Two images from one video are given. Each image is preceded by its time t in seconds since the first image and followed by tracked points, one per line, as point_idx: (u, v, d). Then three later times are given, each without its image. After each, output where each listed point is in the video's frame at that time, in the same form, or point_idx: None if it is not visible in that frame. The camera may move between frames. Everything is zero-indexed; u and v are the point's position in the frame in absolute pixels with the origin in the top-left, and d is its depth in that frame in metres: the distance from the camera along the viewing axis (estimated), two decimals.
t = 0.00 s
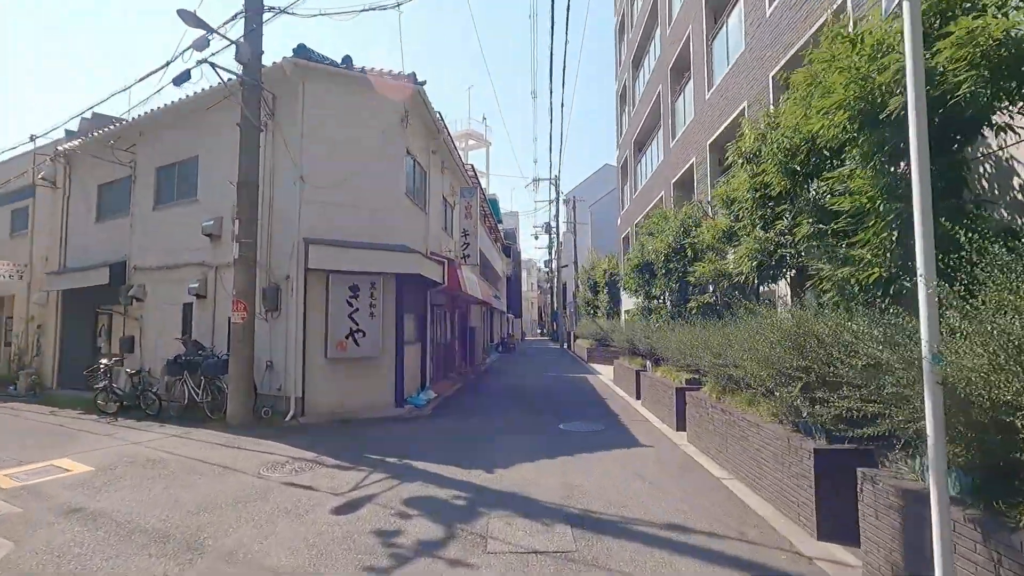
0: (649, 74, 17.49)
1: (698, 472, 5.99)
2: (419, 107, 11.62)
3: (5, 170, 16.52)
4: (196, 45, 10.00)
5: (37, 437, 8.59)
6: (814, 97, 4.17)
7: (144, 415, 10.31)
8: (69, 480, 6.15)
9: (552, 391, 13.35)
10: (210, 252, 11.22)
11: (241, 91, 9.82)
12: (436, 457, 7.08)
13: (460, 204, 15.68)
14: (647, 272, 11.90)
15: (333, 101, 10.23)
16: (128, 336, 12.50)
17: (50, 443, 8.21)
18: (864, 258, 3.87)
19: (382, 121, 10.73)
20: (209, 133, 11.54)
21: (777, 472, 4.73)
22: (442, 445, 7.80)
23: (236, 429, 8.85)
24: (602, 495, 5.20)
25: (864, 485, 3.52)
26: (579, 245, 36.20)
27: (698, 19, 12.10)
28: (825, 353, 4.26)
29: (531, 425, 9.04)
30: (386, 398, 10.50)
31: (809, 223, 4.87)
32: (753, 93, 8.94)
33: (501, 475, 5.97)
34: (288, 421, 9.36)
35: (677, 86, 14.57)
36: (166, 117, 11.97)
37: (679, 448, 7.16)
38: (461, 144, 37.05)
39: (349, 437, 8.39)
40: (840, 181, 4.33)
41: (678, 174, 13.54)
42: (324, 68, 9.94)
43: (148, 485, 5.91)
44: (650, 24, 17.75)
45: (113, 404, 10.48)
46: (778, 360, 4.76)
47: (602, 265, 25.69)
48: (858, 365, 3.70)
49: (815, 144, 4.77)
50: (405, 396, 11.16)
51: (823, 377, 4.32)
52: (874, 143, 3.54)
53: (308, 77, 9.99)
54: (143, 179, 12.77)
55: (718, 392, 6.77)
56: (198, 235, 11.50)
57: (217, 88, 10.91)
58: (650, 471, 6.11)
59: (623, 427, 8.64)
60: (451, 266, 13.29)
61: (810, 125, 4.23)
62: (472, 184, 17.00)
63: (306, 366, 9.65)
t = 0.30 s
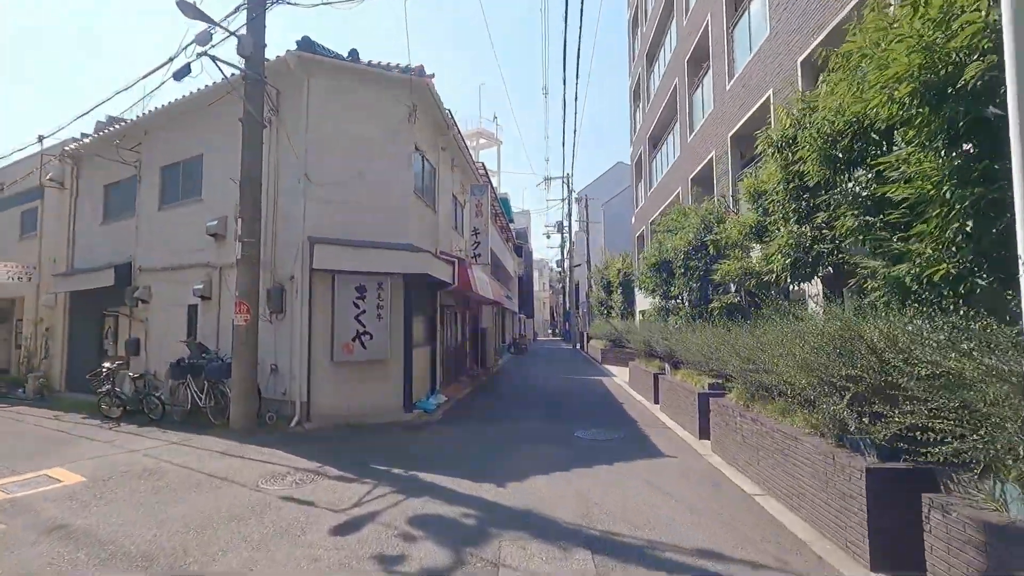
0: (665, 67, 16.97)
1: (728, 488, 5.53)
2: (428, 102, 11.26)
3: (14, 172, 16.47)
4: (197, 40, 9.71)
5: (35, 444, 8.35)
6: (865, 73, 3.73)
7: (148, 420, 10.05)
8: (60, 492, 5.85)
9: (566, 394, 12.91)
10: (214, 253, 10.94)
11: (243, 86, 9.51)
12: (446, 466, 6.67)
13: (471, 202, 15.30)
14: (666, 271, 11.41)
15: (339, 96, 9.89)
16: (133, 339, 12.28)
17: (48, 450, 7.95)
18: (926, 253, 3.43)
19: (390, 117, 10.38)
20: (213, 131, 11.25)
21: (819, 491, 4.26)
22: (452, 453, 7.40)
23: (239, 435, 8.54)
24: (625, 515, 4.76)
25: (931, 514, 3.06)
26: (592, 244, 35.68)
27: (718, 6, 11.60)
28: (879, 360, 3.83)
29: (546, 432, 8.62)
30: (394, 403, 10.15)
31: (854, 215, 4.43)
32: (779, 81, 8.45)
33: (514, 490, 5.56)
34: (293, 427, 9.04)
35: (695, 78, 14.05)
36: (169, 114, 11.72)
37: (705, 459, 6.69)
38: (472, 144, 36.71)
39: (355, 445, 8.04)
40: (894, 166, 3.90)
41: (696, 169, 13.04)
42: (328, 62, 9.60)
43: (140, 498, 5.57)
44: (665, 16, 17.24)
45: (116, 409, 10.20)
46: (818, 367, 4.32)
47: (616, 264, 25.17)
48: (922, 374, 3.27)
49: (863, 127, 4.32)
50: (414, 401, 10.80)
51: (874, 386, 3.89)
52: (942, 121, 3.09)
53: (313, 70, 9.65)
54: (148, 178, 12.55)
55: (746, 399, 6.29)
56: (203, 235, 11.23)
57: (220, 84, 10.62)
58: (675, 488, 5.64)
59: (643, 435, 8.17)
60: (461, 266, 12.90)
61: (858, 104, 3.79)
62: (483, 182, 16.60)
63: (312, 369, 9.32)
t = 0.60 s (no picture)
0: (679, 58, 16.51)
1: (755, 499, 5.10)
2: (434, 93, 10.93)
3: (22, 169, 16.41)
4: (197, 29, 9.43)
5: (31, 443, 8.13)
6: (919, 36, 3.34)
7: (148, 419, 9.80)
8: (47, 496, 5.59)
9: (577, 394, 12.51)
10: (216, 248, 10.68)
11: (244, 76, 9.21)
12: (451, 470, 6.32)
13: (479, 197, 14.95)
14: (681, 267, 10.98)
15: (342, 86, 9.57)
16: (137, 336, 12.08)
17: (43, 450, 7.72)
18: (992, 239, 3.02)
19: (396, 108, 10.06)
20: (215, 123, 10.98)
21: (861, 507, 3.85)
22: (458, 456, 7.04)
23: (239, 436, 8.26)
24: (644, 529, 4.37)
25: (1002, 538, 2.67)
26: (604, 241, 35.21)
27: None
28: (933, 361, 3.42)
29: (557, 434, 8.24)
30: (400, 403, 9.83)
31: (901, 200, 4.01)
32: (805, 65, 8.00)
33: (522, 498, 5.19)
34: (295, 427, 8.74)
35: (711, 68, 13.57)
36: (172, 108, 11.49)
37: (727, 466, 6.27)
38: (482, 141, 36.39)
39: (358, 446, 7.71)
40: (951, 143, 3.48)
41: (713, 162, 12.58)
42: (331, 50, 9.29)
43: (128, 504, 5.29)
44: (679, 6, 16.77)
45: (117, 408, 9.95)
46: (858, 368, 3.92)
47: (628, 262, 24.69)
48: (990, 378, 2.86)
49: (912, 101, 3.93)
50: (420, 401, 10.47)
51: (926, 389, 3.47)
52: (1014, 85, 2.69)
53: (315, 60, 9.34)
54: (151, 173, 12.34)
55: (772, 402, 5.87)
56: (205, 231, 10.98)
57: (222, 75, 10.35)
58: (697, 497, 5.23)
59: (659, 439, 7.76)
60: (470, 262, 12.54)
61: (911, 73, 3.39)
62: (492, 177, 16.24)
63: (314, 368, 9.02)
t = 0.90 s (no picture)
0: (690, 53, 16.10)
1: (780, 517, 4.73)
2: (438, 88, 10.64)
3: (26, 168, 16.29)
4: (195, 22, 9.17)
5: (23, 447, 7.90)
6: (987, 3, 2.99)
7: (146, 423, 9.56)
8: (28, 507, 5.32)
9: (586, 398, 12.13)
10: (215, 247, 10.42)
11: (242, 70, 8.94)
12: (453, 479, 5.98)
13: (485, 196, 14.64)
14: (694, 267, 10.60)
15: (343, 80, 9.29)
16: (137, 337, 11.87)
17: (35, 455, 7.50)
18: None
19: (399, 103, 9.79)
20: (215, 120, 10.73)
21: (906, 533, 3.46)
22: (461, 463, 6.70)
23: (236, 441, 7.98)
24: (661, 551, 4.01)
25: None
26: (613, 241, 34.79)
27: None
28: (990, 371, 3.06)
29: (565, 440, 7.89)
30: (403, 407, 9.51)
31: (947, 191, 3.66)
32: (828, 54, 7.62)
33: (528, 514, 4.84)
34: (294, 432, 8.46)
35: (724, 62, 13.14)
36: (172, 104, 11.27)
37: (746, 478, 5.89)
38: (489, 141, 36.04)
39: (357, 452, 7.41)
40: (1010, 126, 3.11)
41: (726, 158, 12.19)
42: (333, 43, 9.01)
43: (111, 516, 5.01)
44: None
45: (116, 409, 9.77)
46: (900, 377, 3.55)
47: (638, 262, 24.25)
48: None
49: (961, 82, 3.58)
50: (424, 404, 10.15)
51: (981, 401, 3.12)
52: None
53: (316, 53, 9.06)
54: (152, 172, 12.12)
55: (796, 412, 5.47)
56: (204, 229, 10.73)
57: (221, 71, 10.10)
58: (716, 514, 4.86)
59: (672, 447, 7.38)
60: (475, 262, 12.21)
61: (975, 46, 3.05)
62: (498, 176, 15.92)
63: (313, 371, 8.73)
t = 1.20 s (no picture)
0: (709, 47, 15.66)
1: (820, 534, 4.32)
2: (448, 81, 10.35)
3: (39, 168, 16.28)
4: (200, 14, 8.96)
5: (25, 449, 7.73)
6: None
7: (151, 424, 9.35)
8: (19, 513, 5.07)
9: (602, 401, 11.73)
10: (223, 246, 10.21)
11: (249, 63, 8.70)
12: (463, 487, 5.63)
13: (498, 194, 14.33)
14: (715, 265, 10.18)
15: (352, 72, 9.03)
16: (145, 338, 11.71)
17: (37, 456, 7.30)
18: None
19: (409, 97, 9.53)
20: (222, 116, 10.53)
21: (978, 558, 3.06)
22: (472, 469, 6.35)
23: (240, 445, 7.71)
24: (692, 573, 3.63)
25: None
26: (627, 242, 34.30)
27: None
28: None
29: (582, 446, 7.51)
30: (413, 410, 9.20)
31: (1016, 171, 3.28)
32: (861, 37, 7.19)
33: (544, 528, 4.47)
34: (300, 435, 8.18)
35: (745, 53, 12.67)
36: (180, 101, 11.10)
37: (779, 488, 5.49)
38: (501, 142, 35.71)
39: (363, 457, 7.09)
40: None
41: (748, 153, 11.74)
42: (341, 35, 8.76)
43: (102, 523, 4.75)
44: None
45: (121, 411, 9.59)
46: (966, 381, 3.17)
47: (653, 262, 23.76)
48: None
49: None
50: (434, 407, 9.84)
51: None
52: None
53: (323, 45, 8.81)
54: (161, 170, 11.97)
55: (835, 419, 5.06)
56: (212, 228, 10.52)
57: (228, 66, 9.89)
58: (750, 529, 4.45)
59: (696, 454, 6.96)
60: (488, 261, 11.88)
61: None
62: (511, 173, 15.61)
63: (321, 372, 8.45)
